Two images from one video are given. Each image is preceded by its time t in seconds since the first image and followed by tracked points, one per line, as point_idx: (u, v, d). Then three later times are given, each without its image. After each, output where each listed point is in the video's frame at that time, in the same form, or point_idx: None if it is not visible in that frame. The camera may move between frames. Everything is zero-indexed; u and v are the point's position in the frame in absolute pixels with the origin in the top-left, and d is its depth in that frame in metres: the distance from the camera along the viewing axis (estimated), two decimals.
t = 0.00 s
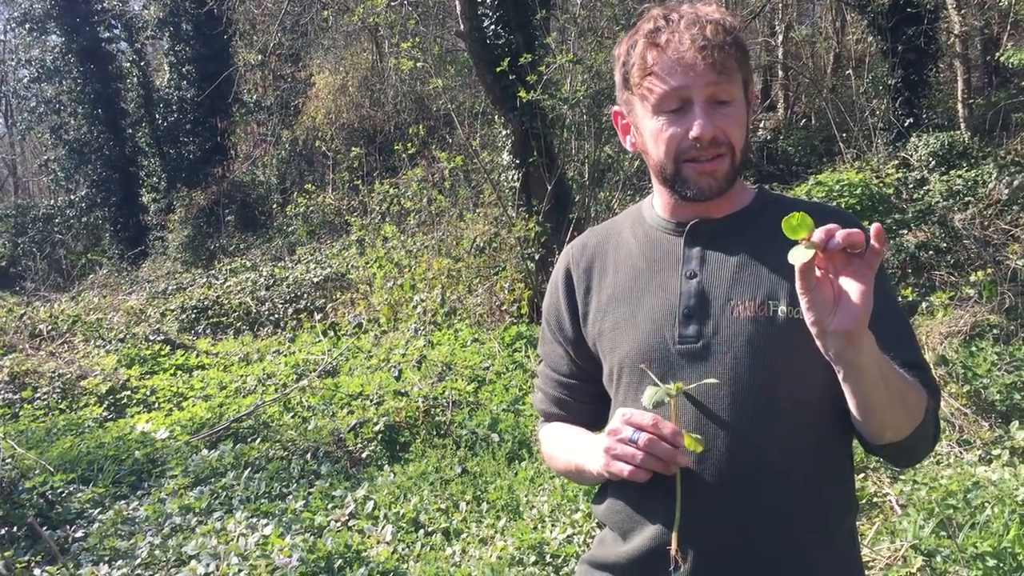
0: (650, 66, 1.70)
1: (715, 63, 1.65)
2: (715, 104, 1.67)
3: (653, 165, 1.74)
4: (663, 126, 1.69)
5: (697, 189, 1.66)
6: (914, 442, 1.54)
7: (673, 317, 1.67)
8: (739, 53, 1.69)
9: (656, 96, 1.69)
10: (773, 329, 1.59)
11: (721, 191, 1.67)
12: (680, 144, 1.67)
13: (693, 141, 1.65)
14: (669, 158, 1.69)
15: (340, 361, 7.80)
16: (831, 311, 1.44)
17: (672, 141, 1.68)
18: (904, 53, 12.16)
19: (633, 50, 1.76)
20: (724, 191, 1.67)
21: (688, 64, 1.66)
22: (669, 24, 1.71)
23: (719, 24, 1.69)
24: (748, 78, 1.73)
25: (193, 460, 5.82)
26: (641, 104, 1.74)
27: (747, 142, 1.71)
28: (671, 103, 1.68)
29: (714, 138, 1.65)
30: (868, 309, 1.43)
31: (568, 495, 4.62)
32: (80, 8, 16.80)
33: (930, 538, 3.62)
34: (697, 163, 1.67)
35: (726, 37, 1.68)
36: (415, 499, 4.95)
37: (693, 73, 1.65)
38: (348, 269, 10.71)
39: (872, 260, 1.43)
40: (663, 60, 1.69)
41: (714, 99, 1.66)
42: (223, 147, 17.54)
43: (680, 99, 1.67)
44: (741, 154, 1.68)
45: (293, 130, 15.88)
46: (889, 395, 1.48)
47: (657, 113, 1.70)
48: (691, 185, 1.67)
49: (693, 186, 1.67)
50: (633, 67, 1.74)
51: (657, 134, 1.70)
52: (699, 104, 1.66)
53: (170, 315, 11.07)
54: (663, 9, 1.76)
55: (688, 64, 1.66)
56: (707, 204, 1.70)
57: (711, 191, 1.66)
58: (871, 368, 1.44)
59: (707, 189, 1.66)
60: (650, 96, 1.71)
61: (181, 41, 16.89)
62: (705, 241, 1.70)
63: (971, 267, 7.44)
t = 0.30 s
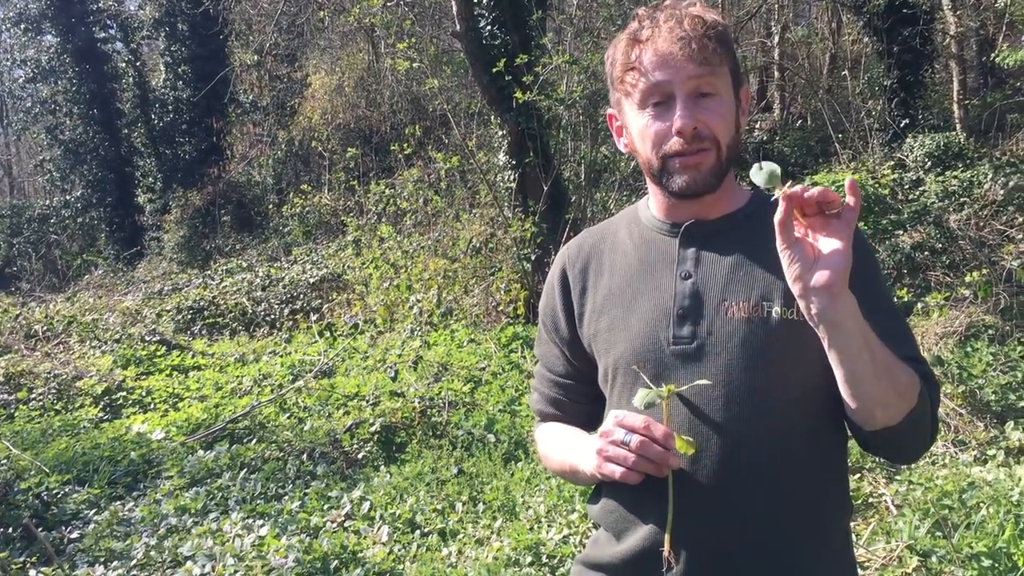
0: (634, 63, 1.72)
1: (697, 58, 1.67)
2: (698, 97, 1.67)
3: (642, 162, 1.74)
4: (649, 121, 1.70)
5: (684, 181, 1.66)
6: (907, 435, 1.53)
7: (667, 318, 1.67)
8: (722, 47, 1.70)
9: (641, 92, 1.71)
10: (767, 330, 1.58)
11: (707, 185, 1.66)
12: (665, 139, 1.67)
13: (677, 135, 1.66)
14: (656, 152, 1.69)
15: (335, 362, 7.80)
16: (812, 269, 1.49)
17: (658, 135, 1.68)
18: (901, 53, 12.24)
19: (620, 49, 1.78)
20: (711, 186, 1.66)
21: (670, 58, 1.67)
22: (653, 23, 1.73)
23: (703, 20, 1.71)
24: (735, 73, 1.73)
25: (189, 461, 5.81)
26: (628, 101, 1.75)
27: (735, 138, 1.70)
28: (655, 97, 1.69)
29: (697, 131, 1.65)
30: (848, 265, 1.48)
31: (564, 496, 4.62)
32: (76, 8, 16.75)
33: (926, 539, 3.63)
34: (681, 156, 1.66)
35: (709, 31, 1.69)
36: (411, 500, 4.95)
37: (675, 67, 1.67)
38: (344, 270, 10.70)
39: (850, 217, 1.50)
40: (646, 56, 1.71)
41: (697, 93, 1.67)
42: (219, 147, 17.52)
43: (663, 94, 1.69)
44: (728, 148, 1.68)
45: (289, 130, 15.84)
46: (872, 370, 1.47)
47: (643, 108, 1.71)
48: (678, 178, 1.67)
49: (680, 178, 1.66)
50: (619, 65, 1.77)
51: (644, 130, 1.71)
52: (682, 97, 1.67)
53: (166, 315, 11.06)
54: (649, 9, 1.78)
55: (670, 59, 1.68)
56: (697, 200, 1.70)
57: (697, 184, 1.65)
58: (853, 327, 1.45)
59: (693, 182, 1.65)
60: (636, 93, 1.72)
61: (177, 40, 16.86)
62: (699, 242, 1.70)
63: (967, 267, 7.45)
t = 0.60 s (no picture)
0: (625, 65, 1.73)
1: (688, 60, 1.67)
2: (690, 99, 1.67)
3: (636, 165, 1.75)
4: (641, 124, 1.71)
5: (678, 184, 1.66)
6: (904, 432, 1.53)
7: (664, 319, 1.67)
8: (713, 48, 1.70)
9: (633, 95, 1.72)
10: (763, 331, 1.59)
11: (700, 186, 1.66)
12: (658, 140, 1.68)
13: (669, 138, 1.66)
14: (649, 154, 1.70)
15: (333, 363, 7.80)
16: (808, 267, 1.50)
17: (651, 138, 1.69)
18: (897, 55, 12.27)
19: (611, 52, 1.79)
20: (705, 187, 1.66)
21: (661, 61, 1.68)
22: (643, 26, 1.74)
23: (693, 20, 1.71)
24: (728, 75, 1.73)
25: (186, 462, 5.81)
26: (619, 104, 1.76)
27: (729, 138, 1.70)
28: (647, 100, 1.70)
29: (689, 133, 1.65)
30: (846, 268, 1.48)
31: (562, 496, 4.62)
32: (73, 9, 16.71)
33: (923, 539, 3.63)
34: (674, 158, 1.67)
35: (698, 33, 1.70)
36: (409, 501, 4.95)
37: (665, 70, 1.68)
38: (341, 270, 10.69)
39: (851, 218, 1.50)
40: (637, 59, 1.71)
41: (689, 95, 1.68)
42: (217, 148, 17.51)
43: (655, 97, 1.69)
44: (722, 149, 1.68)
45: (287, 130, 15.82)
46: (870, 371, 1.48)
47: (635, 112, 1.72)
48: (671, 180, 1.67)
49: (673, 180, 1.67)
50: (610, 69, 1.78)
51: (637, 133, 1.72)
52: (674, 99, 1.67)
53: (164, 316, 11.06)
54: (639, 13, 1.79)
55: (661, 61, 1.68)
56: (692, 202, 1.70)
57: (691, 186, 1.66)
58: (850, 329, 1.45)
59: (687, 184, 1.66)
60: (627, 96, 1.73)
61: (174, 41, 16.85)
62: (695, 243, 1.70)
63: (964, 268, 7.47)
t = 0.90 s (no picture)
0: (614, 64, 1.74)
1: (675, 55, 1.67)
2: (679, 96, 1.68)
3: (630, 164, 1.75)
4: (632, 123, 1.72)
5: (671, 182, 1.66)
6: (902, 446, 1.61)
7: (660, 320, 1.67)
8: (701, 43, 1.70)
9: (623, 94, 1.73)
10: (760, 334, 1.59)
11: (693, 182, 1.66)
12: (649, 139, 1.69)
13: (659, 135, 1.67)
14: (640, 153, 1.71)
15: (331, 363, 7.80)
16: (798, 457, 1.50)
17: (643, 136, 1.69)
18: (895, 55, 12.27)
19: (601, 51, 1.80)
20: (699, 184, 1.66)
21: (648, 58, 1.69)
22: (631, 24, 1.74)
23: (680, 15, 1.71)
24: (718, 71, 1.73)
25: (184, 462, 5.81)
26: (610, 104, 1.77)
27: (721, 131, 1.70)
28: (637, 99, 1.71)
29: (679, 130, 1.66)
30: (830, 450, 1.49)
31: (559, 496, 4.63)
32: (71, 9, 16.74)
33: (920, 539, 3.63)
34: (667, 156, 1.67)
35: (686, 28, 1.69)
36: (407, 501, 4.95)
37: (653, 67, 1.68)
38: (338, 271, 10.68)
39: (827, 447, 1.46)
40: (625, 57, 1.72)
41: (678, 92, 1.68)
42: (214, 148, 17.49)
43: (644, 94, 1.70)
44: (714, 146, 1.68)
45: (285, 131, 15.80)
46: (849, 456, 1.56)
47: (626, 111, 1.73)
48: (664, 179, 1.67)
49: (666, 178, 1.67)
50: (599, 69, 1.78)
51: (628, 132, 1.73)
52: (663, 96, 1.68)
53: (161, 316, 11.06)
54: (627, 11, 1.80)
55: (649, 58, 1.69)
56: (686, 200, 1.70)
57: (684, 184, 1.66)
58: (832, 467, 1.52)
59: (680, 182, 1.66)
60: (618, 95, 1.74)
61: (172, 41, 16.85)
62: (691, 243, 1.70)
63: (961, 268, 7.47)
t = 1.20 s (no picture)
0: (620, 62, 1.72)
1: (683, 56, 1.67)
2: (686, 96, 1.67)
3: (634, 163, 1.74)
4: (638, 122, 1.71)
5: (678, 183, 1.66)
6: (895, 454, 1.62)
7: (666, 322, 1.66)
8: (708, 43, 1.69)
9: (629, 93, 1.72)
10: (767, 336, 1.59)
11: (699, 185, 1.66)
12: (655, 139, 1.68)
13: (665, 135, 1.66)
14: (646, 153, 1.70)
15: (330, 363, 7.80)
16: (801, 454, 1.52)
17: (649, 135, 1.68)
18: (894, 55, 12.27)
19: (607, 49, 1.78)
20: (704, 185, 1.66)
21: (656, 57, 1.68)
22: (638, 23, 1.73)
23: (688, 15, 1.70)
24: (724, 71, 1.73)
25: (182, 463, 5.80)
26: (615, 102, 1.76)
27: (726, 133, 1.70)
28: (644, 99, 1.70)
29: (686, 130, 1.65)
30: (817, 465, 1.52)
31: (558, 496, 4.63)
32: (70, 9, 16.76)
33: (919, 539, 3.63)
34: (673, 157, 1.67)
35: (694, 28, 1.69)
36: (405, 501, 4.95)
37: (661, 66, 1.67)
38: (337, 271, 10.67)
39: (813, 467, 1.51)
40: (632, 56, 1.71)
41: (685, 92, 1.67)
42: (213, 148, 17.47)
43: (651, 93, 1.69)
44: (720, 147, 1.68)
45: (283, 131, 15.76)
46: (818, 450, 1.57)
47: (633, 110, 1.72)
48: (670, 179, 1.67)
49: (672, 179, 1.66)
50: (605, 67, 1.77)
51: (634, 130, 1.71)
52: (669, 96, 1.67)
53: (160, 317, 11.06)
54: (634, 10, 1.79)
55: (657, 58, 1.68)
56: (690, 202, 1.70)
57: (691, 186, 1.66)
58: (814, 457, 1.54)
59: (687, 184, 1.66)
60: (624, 93, 1.73)
61: (171, 41, 16.85)
62: (696, 244, 1.69)
63: (959, 268, 7.47)
